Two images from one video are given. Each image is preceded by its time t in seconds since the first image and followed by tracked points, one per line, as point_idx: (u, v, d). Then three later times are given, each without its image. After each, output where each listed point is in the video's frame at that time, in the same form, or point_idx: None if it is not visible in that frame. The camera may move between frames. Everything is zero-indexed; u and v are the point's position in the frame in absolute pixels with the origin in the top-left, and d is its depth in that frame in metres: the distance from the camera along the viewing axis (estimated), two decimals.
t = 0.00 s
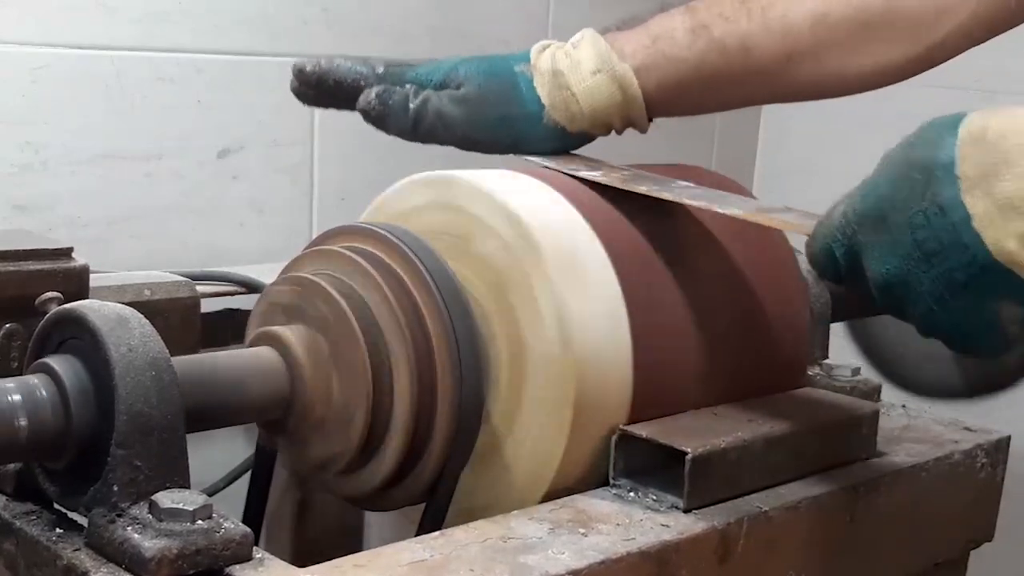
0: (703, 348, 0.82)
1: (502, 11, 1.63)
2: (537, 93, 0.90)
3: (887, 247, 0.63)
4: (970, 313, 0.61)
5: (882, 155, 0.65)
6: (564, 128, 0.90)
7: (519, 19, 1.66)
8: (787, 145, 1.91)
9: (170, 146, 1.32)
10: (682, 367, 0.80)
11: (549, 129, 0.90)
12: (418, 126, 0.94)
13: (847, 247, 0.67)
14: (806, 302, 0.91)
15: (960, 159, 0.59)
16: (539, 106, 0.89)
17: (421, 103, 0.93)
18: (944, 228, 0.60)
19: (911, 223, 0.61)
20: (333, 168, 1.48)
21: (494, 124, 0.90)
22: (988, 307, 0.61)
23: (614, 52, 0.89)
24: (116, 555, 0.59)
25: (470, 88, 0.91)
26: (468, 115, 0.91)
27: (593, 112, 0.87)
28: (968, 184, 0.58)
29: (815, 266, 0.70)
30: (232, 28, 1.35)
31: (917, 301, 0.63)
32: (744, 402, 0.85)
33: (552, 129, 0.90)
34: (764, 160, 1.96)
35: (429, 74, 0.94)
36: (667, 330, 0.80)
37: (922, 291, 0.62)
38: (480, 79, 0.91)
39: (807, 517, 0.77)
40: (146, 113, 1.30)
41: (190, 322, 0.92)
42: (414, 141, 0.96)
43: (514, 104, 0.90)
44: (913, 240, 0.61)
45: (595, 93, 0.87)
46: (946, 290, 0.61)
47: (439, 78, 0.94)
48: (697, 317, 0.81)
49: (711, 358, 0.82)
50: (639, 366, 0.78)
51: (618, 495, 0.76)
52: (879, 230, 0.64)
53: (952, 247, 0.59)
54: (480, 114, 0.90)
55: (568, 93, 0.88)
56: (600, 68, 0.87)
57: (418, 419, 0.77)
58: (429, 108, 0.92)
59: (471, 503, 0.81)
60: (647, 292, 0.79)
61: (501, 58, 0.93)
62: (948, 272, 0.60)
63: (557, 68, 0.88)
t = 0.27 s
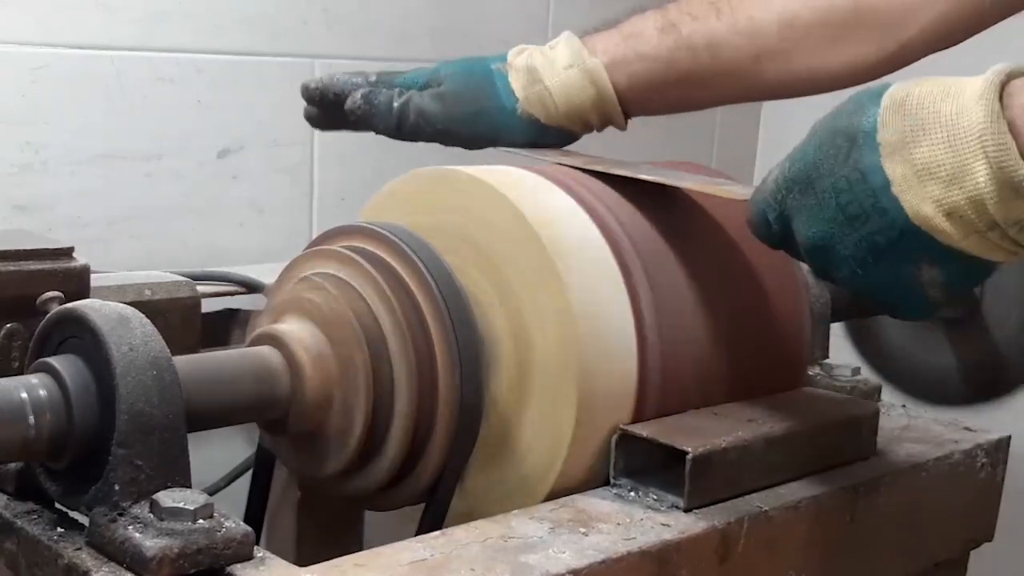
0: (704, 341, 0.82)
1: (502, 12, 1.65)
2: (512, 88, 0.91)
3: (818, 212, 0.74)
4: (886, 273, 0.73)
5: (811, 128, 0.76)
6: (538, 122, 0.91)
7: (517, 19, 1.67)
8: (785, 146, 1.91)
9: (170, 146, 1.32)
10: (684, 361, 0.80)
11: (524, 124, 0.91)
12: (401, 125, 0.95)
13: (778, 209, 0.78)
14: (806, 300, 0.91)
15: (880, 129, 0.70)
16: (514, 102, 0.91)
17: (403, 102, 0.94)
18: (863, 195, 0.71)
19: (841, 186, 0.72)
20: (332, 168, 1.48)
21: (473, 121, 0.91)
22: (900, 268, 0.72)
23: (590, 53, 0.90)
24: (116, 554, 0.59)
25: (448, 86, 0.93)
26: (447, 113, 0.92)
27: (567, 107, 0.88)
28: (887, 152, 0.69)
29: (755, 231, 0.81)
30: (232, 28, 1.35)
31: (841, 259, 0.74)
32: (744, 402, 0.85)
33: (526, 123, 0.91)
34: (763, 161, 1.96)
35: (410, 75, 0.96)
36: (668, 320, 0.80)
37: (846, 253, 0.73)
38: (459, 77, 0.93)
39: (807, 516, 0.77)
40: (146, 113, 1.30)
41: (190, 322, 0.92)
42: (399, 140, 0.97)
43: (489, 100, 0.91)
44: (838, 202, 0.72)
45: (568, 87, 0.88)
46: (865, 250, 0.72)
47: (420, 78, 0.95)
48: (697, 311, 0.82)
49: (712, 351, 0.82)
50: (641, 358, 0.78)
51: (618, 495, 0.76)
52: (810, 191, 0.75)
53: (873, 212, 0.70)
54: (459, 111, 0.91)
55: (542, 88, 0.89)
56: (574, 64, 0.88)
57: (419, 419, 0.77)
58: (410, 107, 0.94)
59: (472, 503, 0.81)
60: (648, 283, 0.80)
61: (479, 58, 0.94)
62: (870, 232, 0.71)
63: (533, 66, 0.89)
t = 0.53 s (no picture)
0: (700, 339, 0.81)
1: (503, 12, 1.67)
2: (491, 92, 0.99)
3: (762, 207, 0.74)
4: (830, 264, 0.74)
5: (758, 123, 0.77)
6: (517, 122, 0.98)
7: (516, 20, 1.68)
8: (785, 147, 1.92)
9: (170, 145, 1.32)
10: (680, 359, 0.80)
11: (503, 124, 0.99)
12: (387, 128, 1.04)
13: (727, 203, 0.78)
14: (806, 300, 0.91)
15: (820, 124, 0.70)
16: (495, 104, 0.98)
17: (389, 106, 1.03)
18: (805, 189, 0.71)
19: (784, 181, 0.72)
20: (332, 168, 1.49)
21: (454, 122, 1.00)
22: (842, 258, 0.73)
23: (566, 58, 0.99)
24: (116, 555, 0.59)
25: (430, 90, 1.01)
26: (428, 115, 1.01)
27: (544, 109, 0.96)
28: (827, 146, 0.70)
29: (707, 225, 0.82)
30: (232, 29, 1.35)
31: (787, 253, 0.74)
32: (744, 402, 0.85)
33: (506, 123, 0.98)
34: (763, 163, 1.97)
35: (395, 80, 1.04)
36: (663, 318, 0.80)
37: (791, 246, 0.73)
38: (440, 81, 1.01)
39: (807, 516, 0.77)
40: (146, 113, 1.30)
41: (190, 322, 0.92)
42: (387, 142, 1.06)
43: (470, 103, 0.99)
44: (781, 197, 0.73)
45: (544, 90, 0.96)
46: (809, 243, 0.73)
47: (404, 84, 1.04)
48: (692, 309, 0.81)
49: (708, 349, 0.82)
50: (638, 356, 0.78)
51: (618, 495, 0.76)
52: (755, 187, 0.75)
53: (815, 206, 0.71)
54: (440, 113, 1.00)
55: (520, 91, 0.97)
56: (550, 69, 0.97)
57: (418, 419, 0.77)
58: (394, 110, 1.02)
59: (472, 503, 0.81)
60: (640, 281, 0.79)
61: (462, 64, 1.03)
62: (813, 226, 0.72)
63: (511, 71, 0.98)
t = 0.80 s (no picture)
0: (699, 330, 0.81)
1: (503, 13, 1.71)
2: (457, 93, 1.00)
3: (734, 191, 0.74)
4: (802, 248, 0.74)
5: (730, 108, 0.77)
6: (483, 125, 0.99)
7: (512, 22, 1.72)
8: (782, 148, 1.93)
9: (170, 145, 1.35)
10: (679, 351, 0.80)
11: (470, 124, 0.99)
12: (352, 129, 1.05)
13: (700, 188, 0.79)
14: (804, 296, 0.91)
15: (791, 107, 0.70)
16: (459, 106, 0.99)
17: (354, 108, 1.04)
18: (777, 171, 0.71)
19: (756, 164, 0.72)
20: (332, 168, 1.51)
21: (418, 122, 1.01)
22: (814, 242, 0.73)
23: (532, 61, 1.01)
24: (116, 554, 0.59)
25: (395, 90, 1.02)
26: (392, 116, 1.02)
27: (509, 111, 0.98)
28: (799, 129, 0.70)
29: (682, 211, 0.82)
30: (232, 29, 1.38)
31: (759, 237, 0.74)
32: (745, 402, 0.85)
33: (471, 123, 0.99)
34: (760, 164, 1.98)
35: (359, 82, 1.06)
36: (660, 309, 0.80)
37: (764, 229, 0.74)
38: (405, 82, 1.02)
39: (807, 516, 0.77)
40: (147, 113, 1.33)
41: (190, 322, 0.92)
42: (352, 143, 1.07)
43: (436, 105, 1.00)
44: (753, 180, 0.73)
45: (510, 91, 0.98)
46: (781, 226, 0.73)
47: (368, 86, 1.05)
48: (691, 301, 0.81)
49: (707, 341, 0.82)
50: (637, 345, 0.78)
51: (618, 495, 0.76)
52: (727, 171, 0.75)
53: (786, 188, 0.71)
54: (404, 114, 1.01)
55: (485, 92, 0.98)
56: (516, 70, 0.98)
57: (419, 419, 0.77)
58: (358, 111, 1.04)
59: (473, 504, 0.81)
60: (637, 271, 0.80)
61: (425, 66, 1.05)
62: (785, 209, 0.72)
63: (477, 73, 0.99)
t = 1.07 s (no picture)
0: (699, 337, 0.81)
1: (503, 13, 1.71)
2: (446, 96, 1.03)
3: (713, 191, 0.74)
4: (783, 247, 0.74)
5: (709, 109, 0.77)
6: (473, 129, 1.02)
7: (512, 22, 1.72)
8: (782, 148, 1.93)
9: (169, 145, 1.35)
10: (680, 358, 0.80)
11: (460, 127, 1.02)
12: (342, 129, 1.08)
13: (678, 191, 0.78)
14: (805, 301, 0.91)
15: (772, 105, 0.71)
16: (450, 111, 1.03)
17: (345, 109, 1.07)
18: (758, 170, 0.71)
19: (736, 164, 0.72)
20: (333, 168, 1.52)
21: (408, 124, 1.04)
22: (795, 240, 0.73)
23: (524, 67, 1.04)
24: (116, 555, 0.59)
25: (385, 93, 1.06)
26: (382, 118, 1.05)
27: (501, 115, 1.01)
28: (781, 127, 0.70)
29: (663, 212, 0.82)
30: (232, 29, 1.38)
31: (739, 237, 0.74)
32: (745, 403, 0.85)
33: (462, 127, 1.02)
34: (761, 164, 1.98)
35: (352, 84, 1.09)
36: (660, 314, 0.80)
37: (745, 230, 0.73)
38: (395, 84, 1.05)
39: (807, 516, 0.77)
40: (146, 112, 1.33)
41: (190, 322, 0.92)
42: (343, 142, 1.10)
43: (424, 109, 1.04)
44: (733, 180, 0.72)
45: (502, 96, 1.01)
46: (762, 225, 0.73)
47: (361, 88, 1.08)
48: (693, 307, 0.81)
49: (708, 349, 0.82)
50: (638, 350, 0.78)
51: (618, 495, 0.76)
52: (705, 172, 0.75)
53: (768, 186, 0.71)
54: (393, 116, 1.04)
55: (476, 97, 1.01)
56: (508, 76, 1.02)
57: (419, 419, 0.77)
58: (348, 112, 1.07)
59: (472, 504, 0.81)
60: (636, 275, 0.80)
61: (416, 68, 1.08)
62: (766, 208, 0.72)
63: (468, 78, 1.02)
